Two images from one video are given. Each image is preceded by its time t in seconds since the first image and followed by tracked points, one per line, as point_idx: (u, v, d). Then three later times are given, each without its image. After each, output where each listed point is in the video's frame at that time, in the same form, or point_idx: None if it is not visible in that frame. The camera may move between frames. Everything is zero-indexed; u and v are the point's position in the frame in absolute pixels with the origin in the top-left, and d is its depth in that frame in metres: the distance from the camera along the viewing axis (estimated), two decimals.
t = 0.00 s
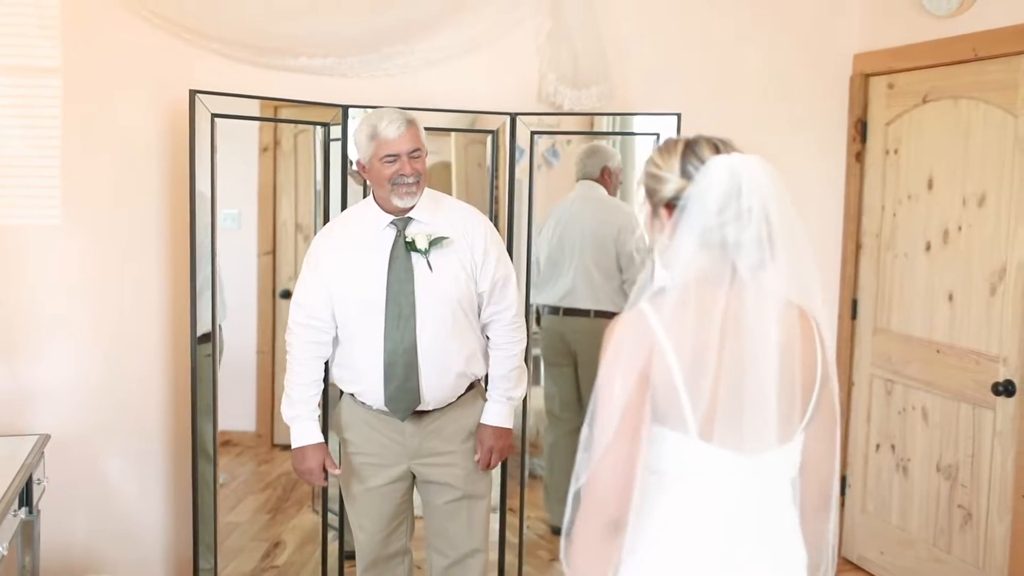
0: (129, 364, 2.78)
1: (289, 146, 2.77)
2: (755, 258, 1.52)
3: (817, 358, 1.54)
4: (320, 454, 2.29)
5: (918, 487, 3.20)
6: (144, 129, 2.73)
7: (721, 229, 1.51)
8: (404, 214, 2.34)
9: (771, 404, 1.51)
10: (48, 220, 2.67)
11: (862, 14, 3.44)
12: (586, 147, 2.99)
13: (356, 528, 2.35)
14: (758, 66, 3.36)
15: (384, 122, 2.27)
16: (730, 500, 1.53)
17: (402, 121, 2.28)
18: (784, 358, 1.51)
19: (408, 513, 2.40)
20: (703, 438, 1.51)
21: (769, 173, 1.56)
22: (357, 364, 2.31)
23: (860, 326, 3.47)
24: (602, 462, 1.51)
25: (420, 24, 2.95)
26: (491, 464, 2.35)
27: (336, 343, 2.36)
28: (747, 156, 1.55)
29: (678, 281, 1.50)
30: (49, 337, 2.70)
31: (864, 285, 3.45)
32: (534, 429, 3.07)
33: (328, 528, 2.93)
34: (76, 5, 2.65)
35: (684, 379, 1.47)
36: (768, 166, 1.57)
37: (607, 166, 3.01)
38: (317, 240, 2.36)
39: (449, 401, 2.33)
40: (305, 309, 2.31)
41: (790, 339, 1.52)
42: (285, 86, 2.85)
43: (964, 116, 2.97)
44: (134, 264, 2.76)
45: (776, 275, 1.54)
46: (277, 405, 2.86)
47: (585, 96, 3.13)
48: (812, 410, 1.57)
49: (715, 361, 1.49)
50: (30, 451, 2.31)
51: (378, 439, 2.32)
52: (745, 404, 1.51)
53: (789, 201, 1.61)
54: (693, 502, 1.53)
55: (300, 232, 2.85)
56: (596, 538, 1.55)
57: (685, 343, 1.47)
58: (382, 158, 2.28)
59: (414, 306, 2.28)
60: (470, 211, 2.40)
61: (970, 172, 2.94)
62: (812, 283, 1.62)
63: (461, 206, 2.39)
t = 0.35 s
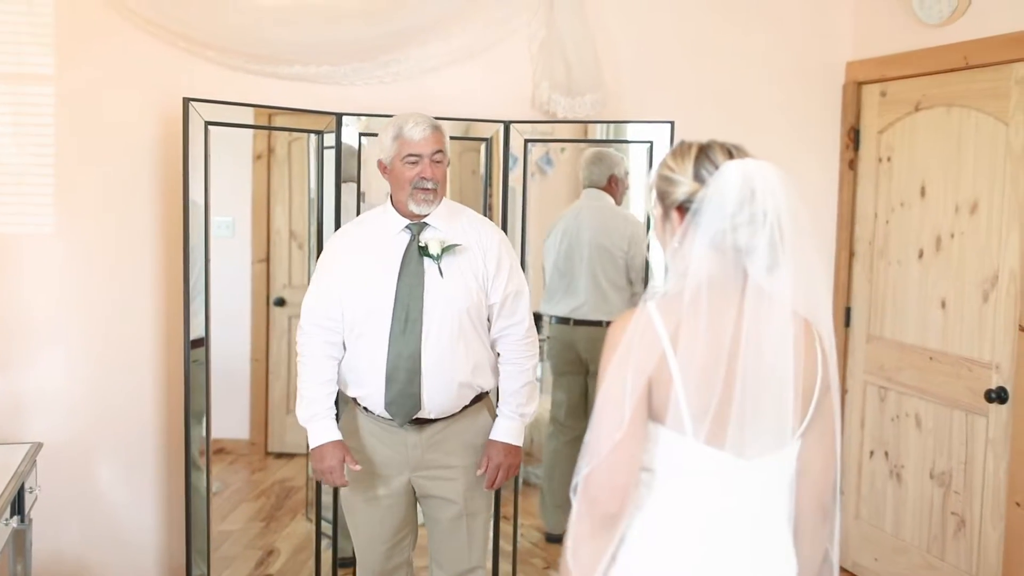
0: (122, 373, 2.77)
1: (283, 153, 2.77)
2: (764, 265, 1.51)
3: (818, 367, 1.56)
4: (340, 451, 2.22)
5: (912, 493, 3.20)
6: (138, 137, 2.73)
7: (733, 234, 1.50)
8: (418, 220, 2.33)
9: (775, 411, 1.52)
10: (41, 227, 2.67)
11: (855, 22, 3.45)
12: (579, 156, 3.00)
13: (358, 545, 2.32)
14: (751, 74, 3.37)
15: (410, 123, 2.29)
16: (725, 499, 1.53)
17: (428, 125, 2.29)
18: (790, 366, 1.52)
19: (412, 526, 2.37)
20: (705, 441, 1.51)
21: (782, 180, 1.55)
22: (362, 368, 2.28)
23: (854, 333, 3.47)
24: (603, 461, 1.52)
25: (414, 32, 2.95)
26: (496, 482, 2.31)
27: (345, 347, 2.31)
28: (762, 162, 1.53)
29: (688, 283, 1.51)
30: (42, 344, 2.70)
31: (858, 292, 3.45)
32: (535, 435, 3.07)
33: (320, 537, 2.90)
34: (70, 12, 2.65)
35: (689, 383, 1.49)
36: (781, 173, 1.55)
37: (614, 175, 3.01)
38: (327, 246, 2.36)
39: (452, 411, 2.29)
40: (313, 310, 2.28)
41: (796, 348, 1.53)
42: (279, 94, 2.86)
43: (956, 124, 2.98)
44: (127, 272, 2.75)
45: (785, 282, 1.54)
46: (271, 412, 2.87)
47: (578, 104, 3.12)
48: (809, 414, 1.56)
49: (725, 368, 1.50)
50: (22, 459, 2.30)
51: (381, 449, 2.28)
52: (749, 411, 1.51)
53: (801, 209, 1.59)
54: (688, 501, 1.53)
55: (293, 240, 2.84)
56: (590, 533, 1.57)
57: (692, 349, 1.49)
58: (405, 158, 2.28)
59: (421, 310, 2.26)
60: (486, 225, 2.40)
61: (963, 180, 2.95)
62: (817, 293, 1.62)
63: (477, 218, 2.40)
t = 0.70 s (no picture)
0: (112, 382, 2.76)
1: (274, 161, 2.77)
2: (728, 273, 1.52)
3: (789, 374, 1.56)
4: (340, 459, 2.21)
5: (904, 501, 3.20)
6: (129, 145, 2.73)
7: (699, 243, 1.51)
8: (441, 232, 2.32)
9: (747, 424, 1.51)
10: (32, 235, 2.66)
11: (845, 31, 3.46)
12: (572, 165, 3.00)
13: (352, 557, 2.26)
14: (742, 82, 3.39)
15: (440, 133, 2.31)
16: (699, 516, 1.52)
17: (457, 137, 2.31)
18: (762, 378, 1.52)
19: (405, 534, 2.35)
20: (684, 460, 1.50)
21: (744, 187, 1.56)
22: (374, 378, 2.26)
23: (845, 341, 3.48)
24: (580, 482, 1.51)
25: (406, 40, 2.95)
26: (507, 504, 2.26)
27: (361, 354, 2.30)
28: (724, 170, 1.54)
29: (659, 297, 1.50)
30: (32, 353, 2.69)
31: (849, 301, 3.46)
32: (544, 452, 3.05)
33: (312, 545, 2.91)
34: (62, 20, 2.64)
35: (662, 401, 1.48)
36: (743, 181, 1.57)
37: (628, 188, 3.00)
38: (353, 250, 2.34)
39: (462, 425, 2.26)
40: (331, 314, 2.28)
41: (765, 356, 1.53)
42: (270, 102, 2.86)
43: (947, 132, 2.98)
44: (119, 281, 2.75)
45: (752, 291, 1.54)
46: (262, 421, 2.86)
47: (570, 112, 3.09)
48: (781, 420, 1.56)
49: (698, 380, 1.50)
50: (12, 468, 2.29)
51: (389, 460, 2.25)
52: (722, 423, 1.51)
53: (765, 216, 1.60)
54: (666, 519, 1.52)
55: (285, 249, 2.83)
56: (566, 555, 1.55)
57: (666, 364, 1.48)
58: (431, 168, 2.30)
59: (436, 321, 2.24)
60: (510, 242, 2.38)
61: (953, 189, 2.96)
62: (785, 300, 1.62)
63: (498, 232, 2.38)
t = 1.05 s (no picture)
0: (97, 392, 2.75)
1: (260, 170, 2.77)
2: (690, 281, 1.52)
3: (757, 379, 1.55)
4: (331, 472, 2.21)
5: (890, 509, 3.21)
6: (114, 153, 2.72)
7: (660, 253, 1.51)
8: (433, 239, 2.32)
9: (706, 438, 1.51)
10: (15, 244, 2.65)
11: (829, 40, 3.49)
12: (559, 174, 3.00)
13: (344, 568, 2.25)
14: (726, 91, 3.40)
15: (431, 140, 2.30)
16: (654, 527, 1.52)
17: (449, 143, 2.31)
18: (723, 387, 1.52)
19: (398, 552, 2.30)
20: (640, 476, 1.51)
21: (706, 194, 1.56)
22: (365, 387, 2.24)
23: (831, 349, 3.50)
24: (536, 492, 1.53)
25: (392, 49, 2.96)
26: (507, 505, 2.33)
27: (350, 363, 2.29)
28: (687, 178, 1.55)
29: (621, 311, 1.50)
30: (15, 363, 2.67)
31: (834, 309, 3.48)
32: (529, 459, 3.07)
33: (298, 556, 2.91)
34: (45, 28, 2.63)
35: (614, 412, 1.48)
36: (705, 187, 1.57)
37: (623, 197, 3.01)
38: (340, 257, 2.32)
39: (456, 434, 2.25)
40: (320, 323, 2.26)
41: (727, 365, 1.53)
42: (255, 110, 2.85)
43: (930, 140, 3.00)
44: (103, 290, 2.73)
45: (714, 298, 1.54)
46: (247, 430, 2.84)
47: (555, 120, 3.13)
48: (744, 427, 1.55)
49: (653, 394, 1.51)
50: None
51: (381, 471, 2.23)
52: (680, 436, 1.51)
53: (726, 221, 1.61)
54: (626, 525, 1.52)
55: (270, 257, 2.83)
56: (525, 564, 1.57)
57: (622, 382, 1.49)
58: (422, 174, 2.29)
59: (430, 330, 2.23)
60: (501, 251, 2.39)
61: (937, 197, 2.98)
62: (753, 308, 1.62)
63: (488, 240, 2.39)
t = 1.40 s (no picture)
0: (83, 400, 2.74)
1: (248, 178, 2.76)
2: (650, 290, 1.52)
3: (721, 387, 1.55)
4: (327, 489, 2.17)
5: (879, 515, 3.21)
6: (100, 161, 2.71)
7: (619, 263, 1.51)
8: (421, 247, 2.31)
9: (666, 447, 1.51)
10: None
11: (815, 48, 3.50)
12: (548, 180, 3.00)
13: None
14: (713, 99, 3.41)
15: (416, 146, 2.30)
16: (624, 533, 1.52)
17: (435, 149, 2.31)
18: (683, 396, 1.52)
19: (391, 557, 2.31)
20: (606, 486, 1.52)
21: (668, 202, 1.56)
22: (360, 399, 2.23)
23: (819, 355, 3.51)
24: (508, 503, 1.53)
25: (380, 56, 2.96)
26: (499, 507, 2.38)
27: (337, 376, 2.27)
28: (648, 186, 1.55)
29: (579, 322, 1.51)
30: None
31: (822, 315, 3.49)
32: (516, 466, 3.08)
33: (286, 564, 2.88)
34: (30, 36, 2.62)
35: (574, 422, 1.49)
36: (666, 195, 1.56)
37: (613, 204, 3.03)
38: (321, 267, 2.30)
39: (456, 441, 2.26)
40: (309, 336, 2.23)
41: (687, 375, 1.53)
42: (242, 118, 2.86)
43: (917, 147, 3.01)
44: (89, 298, 2.72)
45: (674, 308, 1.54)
46: (235, 438, 2.83)
47: (543, 128, 3.12)
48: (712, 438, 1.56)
49: (613, 405, 1.50)
50: None
51: (380, 483, 2.22)
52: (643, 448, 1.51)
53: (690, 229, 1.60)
54: (595, 532, 1.52)
55: (259, 264, 2.82)
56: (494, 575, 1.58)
57: (579, 394, 1.49)
58: (409, 181, 2.29)
59: (426, 338, 2.22)
60: (487, 258, 2.40)
61: (924, 203, 2.99)
62: (717, 312, 1.62)
63: (475, 247, 2.40)
